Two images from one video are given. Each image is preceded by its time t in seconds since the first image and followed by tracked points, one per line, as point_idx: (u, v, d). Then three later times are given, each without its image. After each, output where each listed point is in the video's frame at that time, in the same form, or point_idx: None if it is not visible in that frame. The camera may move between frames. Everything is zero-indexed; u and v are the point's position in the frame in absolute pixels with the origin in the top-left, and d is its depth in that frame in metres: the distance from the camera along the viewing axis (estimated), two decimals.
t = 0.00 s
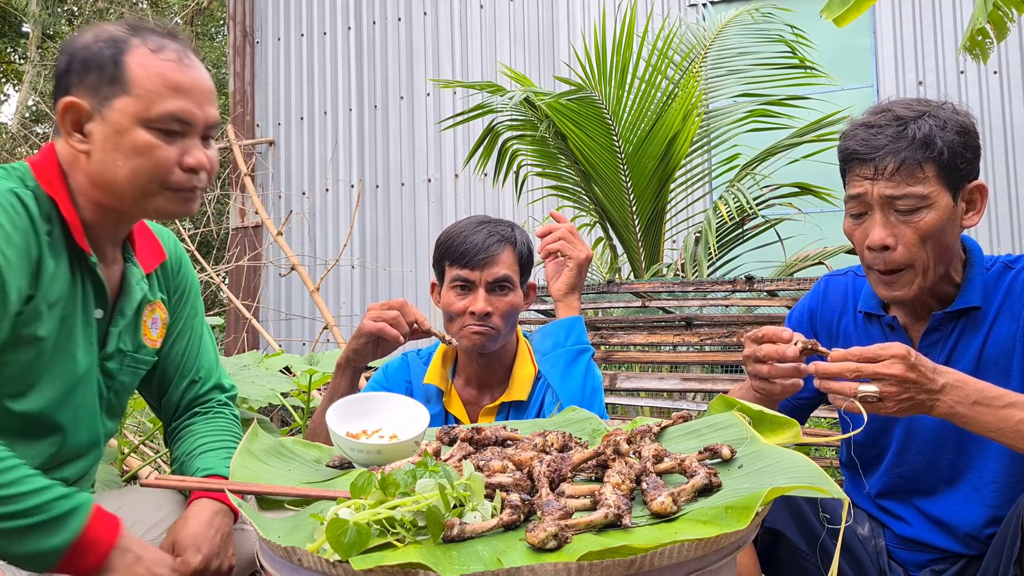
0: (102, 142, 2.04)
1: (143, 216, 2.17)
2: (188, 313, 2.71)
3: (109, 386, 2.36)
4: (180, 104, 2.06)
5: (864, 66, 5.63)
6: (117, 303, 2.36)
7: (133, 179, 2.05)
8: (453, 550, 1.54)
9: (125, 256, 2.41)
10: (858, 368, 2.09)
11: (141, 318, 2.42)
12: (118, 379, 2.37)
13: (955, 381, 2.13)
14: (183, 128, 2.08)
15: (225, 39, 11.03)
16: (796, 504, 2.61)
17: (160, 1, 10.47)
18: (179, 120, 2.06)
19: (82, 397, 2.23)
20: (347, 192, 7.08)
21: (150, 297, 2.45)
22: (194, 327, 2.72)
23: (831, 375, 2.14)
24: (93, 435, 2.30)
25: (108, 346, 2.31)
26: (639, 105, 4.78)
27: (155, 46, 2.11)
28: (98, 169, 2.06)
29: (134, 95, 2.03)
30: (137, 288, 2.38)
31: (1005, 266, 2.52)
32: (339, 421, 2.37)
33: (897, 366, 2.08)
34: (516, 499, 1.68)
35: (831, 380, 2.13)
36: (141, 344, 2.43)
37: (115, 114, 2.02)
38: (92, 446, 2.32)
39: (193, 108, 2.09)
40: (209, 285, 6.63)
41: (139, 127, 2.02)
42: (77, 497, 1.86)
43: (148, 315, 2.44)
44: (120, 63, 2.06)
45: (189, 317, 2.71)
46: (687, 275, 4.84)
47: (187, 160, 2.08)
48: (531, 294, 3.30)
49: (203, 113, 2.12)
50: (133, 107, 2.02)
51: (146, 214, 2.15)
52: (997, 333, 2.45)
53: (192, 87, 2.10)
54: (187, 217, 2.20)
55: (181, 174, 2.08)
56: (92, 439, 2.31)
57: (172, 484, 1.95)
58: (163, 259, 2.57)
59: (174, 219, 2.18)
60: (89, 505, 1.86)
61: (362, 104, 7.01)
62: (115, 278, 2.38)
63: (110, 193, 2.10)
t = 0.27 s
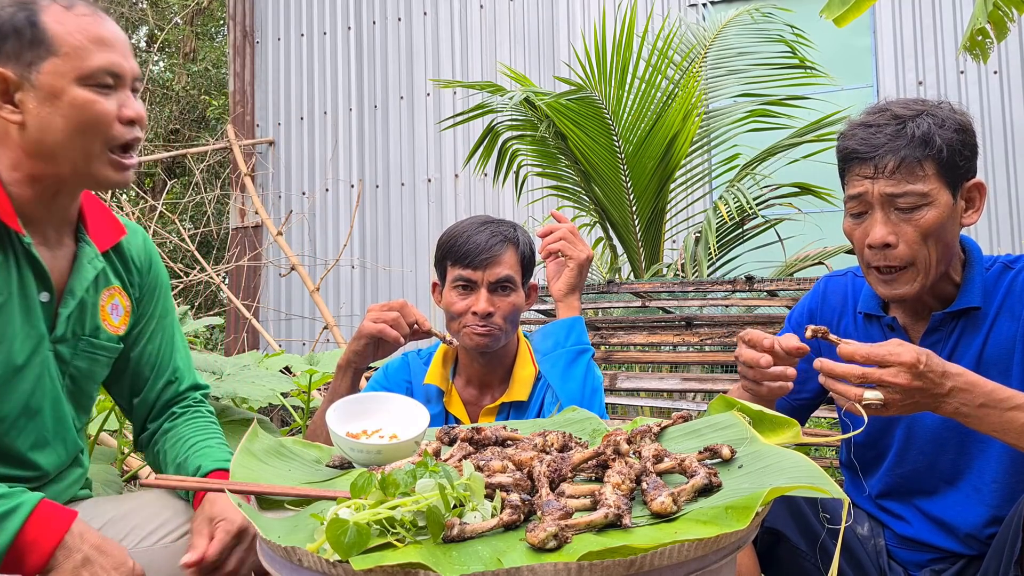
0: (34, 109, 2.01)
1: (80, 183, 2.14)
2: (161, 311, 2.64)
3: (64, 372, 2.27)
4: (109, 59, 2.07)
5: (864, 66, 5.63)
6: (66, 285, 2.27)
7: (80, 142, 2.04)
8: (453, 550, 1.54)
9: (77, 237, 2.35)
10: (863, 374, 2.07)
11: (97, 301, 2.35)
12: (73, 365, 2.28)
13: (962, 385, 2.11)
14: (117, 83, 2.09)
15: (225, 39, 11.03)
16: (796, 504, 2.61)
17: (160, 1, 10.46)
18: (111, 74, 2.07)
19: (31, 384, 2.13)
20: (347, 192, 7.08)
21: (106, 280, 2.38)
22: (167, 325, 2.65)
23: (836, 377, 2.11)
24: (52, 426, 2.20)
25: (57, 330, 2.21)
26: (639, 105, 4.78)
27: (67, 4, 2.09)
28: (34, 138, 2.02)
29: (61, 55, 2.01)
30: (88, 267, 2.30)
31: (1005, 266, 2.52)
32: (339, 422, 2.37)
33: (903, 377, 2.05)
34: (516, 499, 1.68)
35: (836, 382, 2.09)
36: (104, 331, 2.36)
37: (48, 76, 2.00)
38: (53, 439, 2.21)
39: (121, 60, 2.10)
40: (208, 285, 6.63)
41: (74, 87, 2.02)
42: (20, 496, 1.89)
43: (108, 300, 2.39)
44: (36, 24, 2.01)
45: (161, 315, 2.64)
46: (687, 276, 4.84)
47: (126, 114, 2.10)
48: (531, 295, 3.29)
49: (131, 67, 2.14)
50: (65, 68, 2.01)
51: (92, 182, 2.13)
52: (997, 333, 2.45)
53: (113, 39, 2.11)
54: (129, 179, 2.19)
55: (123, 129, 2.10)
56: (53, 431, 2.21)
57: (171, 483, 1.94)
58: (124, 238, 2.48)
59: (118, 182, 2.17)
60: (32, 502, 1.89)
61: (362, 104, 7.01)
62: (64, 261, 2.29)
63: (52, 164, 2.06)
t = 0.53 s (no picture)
0: None
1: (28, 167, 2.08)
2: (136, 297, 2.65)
3: (44, 363, 2.29)
4: (45, 39, 1.98)
5: (864, 66, 5.63)
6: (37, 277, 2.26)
7: (23, 126, 1.97)
8: (453, 550, 1.54)
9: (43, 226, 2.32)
10: (880, 369, 2.02)
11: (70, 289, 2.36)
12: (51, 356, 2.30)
13: (979, 383, 2.10)
14: (57, 64, 2.01)
15: (225, 38, 11.02)
16: (796, 504, 2.61)
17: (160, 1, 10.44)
18: (49, 55, 1.99)
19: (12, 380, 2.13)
20: (347, 192, 7.07)
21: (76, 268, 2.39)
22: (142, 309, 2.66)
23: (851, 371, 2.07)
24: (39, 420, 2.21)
25: (33, 322, 2.21)
26: (639, 105, 4.78)
27: None
28: None
29: None
30: (58, 256, 2.29)
31: (1002, 266, 2.52)
32: (339, 422, 2.37)
33: (920, 375, 2.03)
34: (516, 498, 1.68)
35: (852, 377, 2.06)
36: (81, 319, 2.39)
37: None
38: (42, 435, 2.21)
39: (58, 40, 2.01)
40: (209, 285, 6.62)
41: (7, 70, 1.94)
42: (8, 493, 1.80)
43: (83, 289, 2.40)
44: None
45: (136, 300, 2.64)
46: (687, 276, 4.84)
47: (69, 96, 2.01)
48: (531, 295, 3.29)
49: (72, 47, 2.05)
50: None
51: (42, 165, 2.07)
52: (995, 334, 2.45)
53: (48, 19, 2.01)
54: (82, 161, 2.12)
55: (68, 113, 2.01)
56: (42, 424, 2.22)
57: (171, 484, 1.96)
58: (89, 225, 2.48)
59: (69, 166, 2.11)
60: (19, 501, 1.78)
61: (362, 104, 7.01)
62: (31, 251, 2.26)
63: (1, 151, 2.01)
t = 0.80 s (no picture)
0: None
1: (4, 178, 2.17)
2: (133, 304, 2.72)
3: (38, 367, 2.39)
4: (13, 52, 2.05)
5: (864, 66, 5.63)
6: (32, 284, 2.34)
7: None
8: (453, 550, 1.53)
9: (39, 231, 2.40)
10: (895, 366, 2.02)
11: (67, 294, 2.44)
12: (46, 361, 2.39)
13: (990, 381, 2.09)
14: (26, 78, 2.08)
15: (225, 38, 11.02)
16: (796, 504, 2.60)
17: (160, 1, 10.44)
18: (17, 69, 2.06)
19: None
20: (347, 192, 7.07)
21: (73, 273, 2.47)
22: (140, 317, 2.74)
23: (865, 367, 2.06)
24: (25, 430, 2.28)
25: (26, 330, 2.29)
26: (639, 104, 4.78)
27: None
28: None
29: None
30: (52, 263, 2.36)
31: (999, 266, 2.52)
32: (339, 421, 2.37)
33: (936, 372, 2.02)
34: (516, 498, 1.68)
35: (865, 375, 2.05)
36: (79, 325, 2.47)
37: None
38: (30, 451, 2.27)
39: (29, 54, 2.07)
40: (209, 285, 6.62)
41: None
42: None
43: (81, 293, 2.48)
44: None
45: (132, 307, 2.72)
46: (687, 276, 4.84)
47: (37, 112, 2.09)
48: (531, 296, 3.27)
49: (47, 59, 2.11)
50: None
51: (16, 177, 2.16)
52: (992, 335, 2.45)
53: (24, 30, 2.08)
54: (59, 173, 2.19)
55: (35, 127, 2.09)
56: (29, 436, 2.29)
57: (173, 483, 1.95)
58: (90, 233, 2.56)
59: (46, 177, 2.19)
60: None
61: (362, 104, 7.01)
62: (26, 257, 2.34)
63: None
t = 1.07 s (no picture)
0: None
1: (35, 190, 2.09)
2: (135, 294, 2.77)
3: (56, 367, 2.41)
4: (65, 64, 1.93)
5: (864, 66, 5.63)
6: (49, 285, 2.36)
7: (27, 152, 1.96)
8: (453, 550, 1.53)
9: (56, 231, 2.39)
10: (890, 368, 2.03)
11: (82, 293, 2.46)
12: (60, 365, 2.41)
13: (986, 383, 2.09)
14: (74, 90, 1.96)
15: (225, 38, 11.02)
16: (796, 504, 2.60)
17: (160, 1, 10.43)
18: (66, 81, 1.94)
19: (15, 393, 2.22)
20: (347, 192, 7.07)
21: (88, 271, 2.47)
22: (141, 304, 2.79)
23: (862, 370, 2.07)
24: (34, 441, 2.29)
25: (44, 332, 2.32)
26: (639, 104, 4.78)
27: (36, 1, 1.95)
28: None
29: (12, 57, 1.88)
30: (70, 264, 2.37)
31: (998, 266, 2.52)
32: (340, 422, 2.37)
33: (931, 374, 2.02)
34: (516, 498, 1.68)
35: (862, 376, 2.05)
36: (92, 321, 2.51)
37: None
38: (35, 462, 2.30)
39: (80, 67, 1.95)
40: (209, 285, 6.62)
41: (20, 93, 1.90)
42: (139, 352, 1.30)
43: (93, 290, 2.50)
44: None
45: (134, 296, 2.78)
46: (687, 275, 4.84)
47: (82, 126, 1.98)
48: (515, 292, 3.16)
49: (96, 73, 1.99)
50: (12, 72, 1.89)
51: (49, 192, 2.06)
52: (990, 335, 2.45)
53: (77, 43, 1.95)
54: (94, 191, 2.11)
55: (77, 141, 1.98)
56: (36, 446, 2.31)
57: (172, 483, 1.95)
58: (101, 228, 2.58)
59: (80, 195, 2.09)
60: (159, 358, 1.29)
61: (362, 104, 7.01)
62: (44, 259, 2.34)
63: (9, 173, 2.03)
